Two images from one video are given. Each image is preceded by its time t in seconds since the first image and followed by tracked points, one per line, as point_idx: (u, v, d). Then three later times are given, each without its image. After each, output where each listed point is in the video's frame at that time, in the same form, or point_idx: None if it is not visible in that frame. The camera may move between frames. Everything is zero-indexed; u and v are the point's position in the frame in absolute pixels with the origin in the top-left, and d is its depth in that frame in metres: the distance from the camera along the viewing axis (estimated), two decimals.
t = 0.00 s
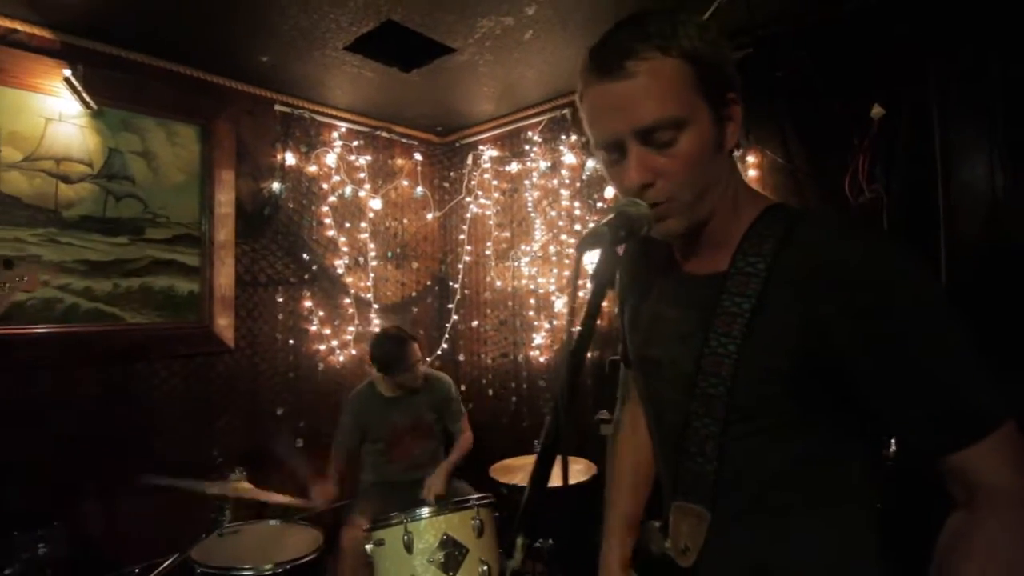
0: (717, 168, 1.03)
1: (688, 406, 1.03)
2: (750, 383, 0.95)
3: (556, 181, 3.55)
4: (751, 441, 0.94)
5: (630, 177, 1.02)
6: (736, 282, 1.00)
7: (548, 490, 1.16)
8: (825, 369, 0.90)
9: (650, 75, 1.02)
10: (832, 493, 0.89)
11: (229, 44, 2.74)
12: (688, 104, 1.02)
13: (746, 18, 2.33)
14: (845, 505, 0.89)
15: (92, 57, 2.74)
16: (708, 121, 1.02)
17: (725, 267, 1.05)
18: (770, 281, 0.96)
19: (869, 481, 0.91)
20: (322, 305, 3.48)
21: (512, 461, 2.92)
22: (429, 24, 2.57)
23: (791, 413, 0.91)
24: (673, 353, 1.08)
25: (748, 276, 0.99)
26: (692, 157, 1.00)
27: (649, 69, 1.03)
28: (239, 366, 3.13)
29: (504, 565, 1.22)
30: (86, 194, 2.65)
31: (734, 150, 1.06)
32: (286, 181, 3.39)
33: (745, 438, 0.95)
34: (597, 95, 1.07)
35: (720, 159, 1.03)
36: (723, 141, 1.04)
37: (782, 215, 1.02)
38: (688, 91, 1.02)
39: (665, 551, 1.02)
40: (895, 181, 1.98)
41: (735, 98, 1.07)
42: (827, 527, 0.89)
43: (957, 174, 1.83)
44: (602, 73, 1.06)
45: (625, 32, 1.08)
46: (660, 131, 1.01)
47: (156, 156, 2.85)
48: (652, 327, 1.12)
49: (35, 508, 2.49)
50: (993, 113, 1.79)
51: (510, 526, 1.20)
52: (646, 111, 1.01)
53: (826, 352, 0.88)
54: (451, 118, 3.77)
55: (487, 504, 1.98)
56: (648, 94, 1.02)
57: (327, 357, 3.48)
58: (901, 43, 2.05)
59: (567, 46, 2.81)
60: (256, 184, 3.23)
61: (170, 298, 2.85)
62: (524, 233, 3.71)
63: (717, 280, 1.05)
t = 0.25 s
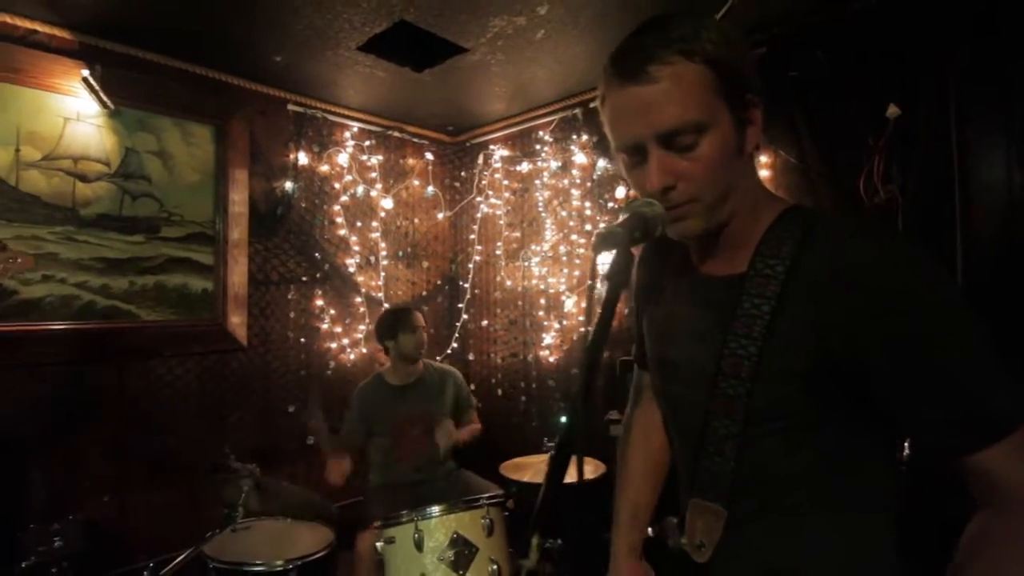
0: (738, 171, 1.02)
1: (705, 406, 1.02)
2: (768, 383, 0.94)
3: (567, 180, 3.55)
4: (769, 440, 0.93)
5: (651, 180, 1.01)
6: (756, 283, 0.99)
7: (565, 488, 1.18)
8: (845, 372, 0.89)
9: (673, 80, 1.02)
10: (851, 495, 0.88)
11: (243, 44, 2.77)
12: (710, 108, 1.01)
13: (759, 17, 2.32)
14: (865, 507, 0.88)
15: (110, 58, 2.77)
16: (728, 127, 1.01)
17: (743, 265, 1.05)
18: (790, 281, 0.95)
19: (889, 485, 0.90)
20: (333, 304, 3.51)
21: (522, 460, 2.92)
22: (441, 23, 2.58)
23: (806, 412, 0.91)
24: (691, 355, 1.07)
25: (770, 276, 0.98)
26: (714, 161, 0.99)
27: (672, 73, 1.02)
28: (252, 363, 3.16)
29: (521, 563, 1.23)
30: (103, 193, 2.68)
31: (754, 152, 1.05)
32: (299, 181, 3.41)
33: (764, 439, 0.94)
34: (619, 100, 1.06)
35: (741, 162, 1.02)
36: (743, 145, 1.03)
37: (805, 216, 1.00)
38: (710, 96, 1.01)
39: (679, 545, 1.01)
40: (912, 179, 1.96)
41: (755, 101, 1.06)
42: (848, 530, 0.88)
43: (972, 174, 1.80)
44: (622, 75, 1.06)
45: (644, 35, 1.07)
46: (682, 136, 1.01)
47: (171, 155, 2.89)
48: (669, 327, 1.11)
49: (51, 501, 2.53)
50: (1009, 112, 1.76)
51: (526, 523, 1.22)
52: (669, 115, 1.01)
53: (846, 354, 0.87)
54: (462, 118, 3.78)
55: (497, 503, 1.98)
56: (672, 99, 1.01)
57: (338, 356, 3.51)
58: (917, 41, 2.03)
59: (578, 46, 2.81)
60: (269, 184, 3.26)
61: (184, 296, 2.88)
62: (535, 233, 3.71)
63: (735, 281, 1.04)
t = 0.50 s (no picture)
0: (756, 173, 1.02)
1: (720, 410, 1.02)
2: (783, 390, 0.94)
3: (572, 179, 3.55)
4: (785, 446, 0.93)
5: (667, 180, 1.02)
6: (771, 286, 0.98)
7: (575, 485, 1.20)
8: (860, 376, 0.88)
9: (694, 81, 1.02)
10: (868, 497, 0.88)
11: (251, 44, 2.78)
12: (729, 110, 1.01)
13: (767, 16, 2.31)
14: (881, 510, 0.88)
15: (118, 57, 2.79)
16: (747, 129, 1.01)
17: (757, 270, 1.04)
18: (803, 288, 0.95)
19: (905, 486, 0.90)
20: (339, 302, 3.52)
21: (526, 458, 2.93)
22: (448, 22, 2.58)
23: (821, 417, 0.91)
24: (706, 357, 1.06)
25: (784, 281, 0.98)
26: (732, 163, 1.00)
27: (692, 74, 1.02)
28: (258, 361, 3.17)
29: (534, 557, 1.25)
30: (111, 191, 2.70)
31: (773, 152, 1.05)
32: (305, 179, 3.42)
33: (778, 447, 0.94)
34: (640, 101, 1.06)
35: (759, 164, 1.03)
36: (762, 147, 1.03)
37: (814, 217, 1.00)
38: (729, 98, 1.01)
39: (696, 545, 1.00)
40: (920, 177, 1.95)
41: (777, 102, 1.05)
42: (864, 531, 0.88)
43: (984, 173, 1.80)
44: (643, 76, 1.06)
45: (667, 36, 1.08)
46: (702, 138, 1.01)
47: (178, 154, 2.91)
48: (683, 329, 1.11)
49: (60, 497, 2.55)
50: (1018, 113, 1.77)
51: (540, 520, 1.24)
52: (689, 117, 1.01)
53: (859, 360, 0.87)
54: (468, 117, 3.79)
55: (503, 501, 1.99)
56: (694, 101, 1.01)
57: (344, 354, 3.52)
58: (926, 40, 2.03)
59: (585, 45, 2.81)
60: (275, 182, 3.27)
61: (191, 294, 2.90)
62: (540, 232, 3.71)
63: (751, 285, 1.03)
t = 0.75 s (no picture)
0: (771, 175, 1.01)
1: (754, 420, 1.05)
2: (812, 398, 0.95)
3: (580, 183, 3.55)
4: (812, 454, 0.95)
5: (676, 181, 1.04)
6: (803, 298, 1.01)
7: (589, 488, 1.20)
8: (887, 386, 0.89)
9: (706, 85, 1.04)
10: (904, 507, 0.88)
11: (261, 50, 2.81)
12: (741, 113, 1.01)
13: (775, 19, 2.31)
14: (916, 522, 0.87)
15: (130, 64, 2.83)
16: (762, 132, 1.01)
17: (794, 278, 1.06)
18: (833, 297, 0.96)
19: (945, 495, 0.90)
20: (348, 306, 3.54)
21: (535, 462, 2.92)
22: (456, 28, 2.60)
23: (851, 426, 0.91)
24: (743, 367, 1.10)
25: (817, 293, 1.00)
26: (741, 165, 1.00)
27: (703, 79, 1.04)
28: (268, 365, 3.19)
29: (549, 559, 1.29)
30: (124, 197, 2.73)
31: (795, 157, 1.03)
32: (314, 184, 3.45)
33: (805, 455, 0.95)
34: (657, 107, 1.09)
35: (774, 167, 1.01)
36: (779, 150, 1.02)
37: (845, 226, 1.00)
38: (742, 101, 1.02)
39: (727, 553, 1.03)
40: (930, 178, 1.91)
41: (803, 107, 1.03)
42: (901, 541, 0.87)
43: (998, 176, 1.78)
44: (664, 86, 1.08)
45: (686, 48, 1.09)
46: (712, 139, 1.02)
47: (190, 160, 2.94)
48: (716, 340, 1.14)
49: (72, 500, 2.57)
50: None
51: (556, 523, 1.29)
52: (701, 118, 1.03)
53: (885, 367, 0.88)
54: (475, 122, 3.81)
55: (512, 505, 1.99)
56: (705, 104, 1.03)
57: (352, 358, 3.54)
58: (935, 43, 2.02)
59: (593, 49, 2.81)
60: (284, 187, 3.30)
61: (202, 299, 2.92)
62: (547, 235, 3.71)
63: (787, 295, 1.06)
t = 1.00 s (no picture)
0: (813, 182, 1.00)
1: (800, 424, 1.01)
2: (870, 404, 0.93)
3: (587, 183, 3.54)
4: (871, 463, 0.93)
5: (719, 182, 1.06)
6: (857, 302, 0.98)
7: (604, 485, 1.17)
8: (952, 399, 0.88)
9: (758, 89, 1.04)
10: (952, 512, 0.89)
11: (270, 50, 2.82)
12: (788, 118, 1.01)
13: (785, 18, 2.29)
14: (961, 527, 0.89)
15: (141, 65, 2.85)
16: (806, 139, 1.00)
17: (845, 283, 1.03)
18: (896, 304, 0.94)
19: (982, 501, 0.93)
20: (356, 305, 3.55)
21: (541, 462, 2.92)
22: (464, 28, 2.60)
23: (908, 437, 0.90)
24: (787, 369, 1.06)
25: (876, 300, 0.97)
26: (785, 171, 1.00)
27: (756, 83, 1.04)
28: (276, 363, 3.21)
29: (561, 561, 1.24)
30: (134, 196, 2.75)
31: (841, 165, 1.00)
32: (322, 184, 3.46)
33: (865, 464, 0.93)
34: (710, 110, 1.10)
35: (817, 173, 1.00)
36: (823, 157, 1.00)
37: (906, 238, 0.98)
38: (789, 108, 1.01)
39: (768, 548, 0.98)
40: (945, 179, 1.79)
41: (852, 112, 1.00)
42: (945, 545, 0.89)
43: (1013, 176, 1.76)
44: (719, 90, 1.09)
45: (740, 54, 1.09)
46: (758, 144, 1.02)
47: (200, 159, 2.95)
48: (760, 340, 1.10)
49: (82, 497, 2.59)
50: None
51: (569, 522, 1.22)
52: (748, 122, 1.03)
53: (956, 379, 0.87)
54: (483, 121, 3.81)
55: (519, 505, 1.99)
56: (754, 108, 1.03)
57: (360, 357, 3.55)
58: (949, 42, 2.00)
59: (601, 48, 2.81)
60: (293, 187, 3.31)
61: (211, 297, 2.94)
62: (555, 235, 3.71)
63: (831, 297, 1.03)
